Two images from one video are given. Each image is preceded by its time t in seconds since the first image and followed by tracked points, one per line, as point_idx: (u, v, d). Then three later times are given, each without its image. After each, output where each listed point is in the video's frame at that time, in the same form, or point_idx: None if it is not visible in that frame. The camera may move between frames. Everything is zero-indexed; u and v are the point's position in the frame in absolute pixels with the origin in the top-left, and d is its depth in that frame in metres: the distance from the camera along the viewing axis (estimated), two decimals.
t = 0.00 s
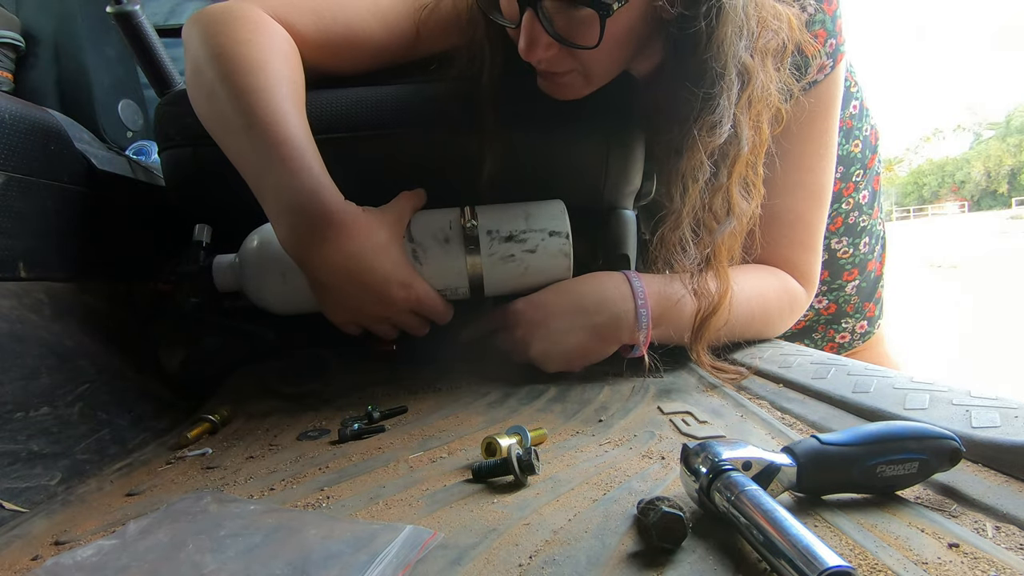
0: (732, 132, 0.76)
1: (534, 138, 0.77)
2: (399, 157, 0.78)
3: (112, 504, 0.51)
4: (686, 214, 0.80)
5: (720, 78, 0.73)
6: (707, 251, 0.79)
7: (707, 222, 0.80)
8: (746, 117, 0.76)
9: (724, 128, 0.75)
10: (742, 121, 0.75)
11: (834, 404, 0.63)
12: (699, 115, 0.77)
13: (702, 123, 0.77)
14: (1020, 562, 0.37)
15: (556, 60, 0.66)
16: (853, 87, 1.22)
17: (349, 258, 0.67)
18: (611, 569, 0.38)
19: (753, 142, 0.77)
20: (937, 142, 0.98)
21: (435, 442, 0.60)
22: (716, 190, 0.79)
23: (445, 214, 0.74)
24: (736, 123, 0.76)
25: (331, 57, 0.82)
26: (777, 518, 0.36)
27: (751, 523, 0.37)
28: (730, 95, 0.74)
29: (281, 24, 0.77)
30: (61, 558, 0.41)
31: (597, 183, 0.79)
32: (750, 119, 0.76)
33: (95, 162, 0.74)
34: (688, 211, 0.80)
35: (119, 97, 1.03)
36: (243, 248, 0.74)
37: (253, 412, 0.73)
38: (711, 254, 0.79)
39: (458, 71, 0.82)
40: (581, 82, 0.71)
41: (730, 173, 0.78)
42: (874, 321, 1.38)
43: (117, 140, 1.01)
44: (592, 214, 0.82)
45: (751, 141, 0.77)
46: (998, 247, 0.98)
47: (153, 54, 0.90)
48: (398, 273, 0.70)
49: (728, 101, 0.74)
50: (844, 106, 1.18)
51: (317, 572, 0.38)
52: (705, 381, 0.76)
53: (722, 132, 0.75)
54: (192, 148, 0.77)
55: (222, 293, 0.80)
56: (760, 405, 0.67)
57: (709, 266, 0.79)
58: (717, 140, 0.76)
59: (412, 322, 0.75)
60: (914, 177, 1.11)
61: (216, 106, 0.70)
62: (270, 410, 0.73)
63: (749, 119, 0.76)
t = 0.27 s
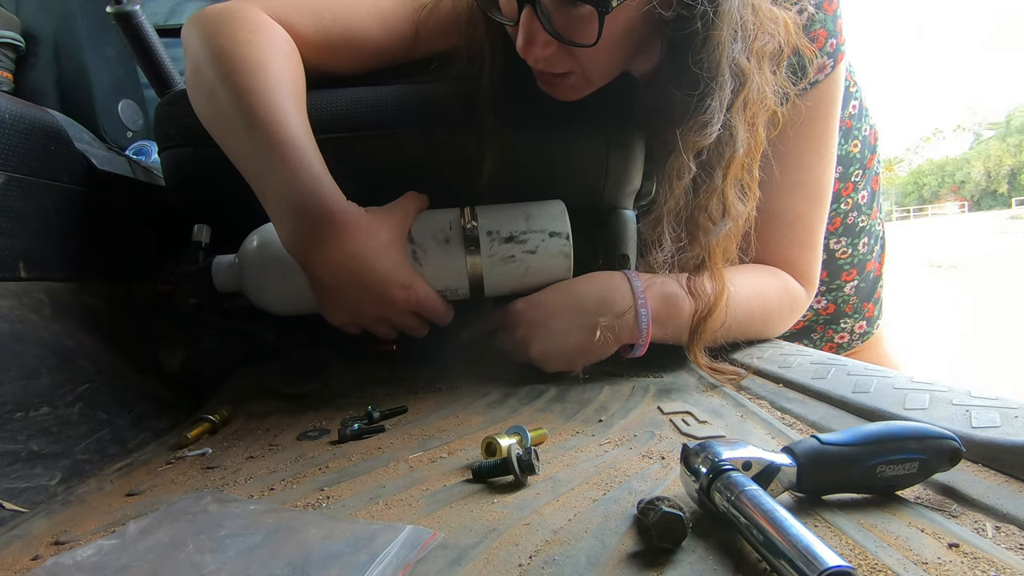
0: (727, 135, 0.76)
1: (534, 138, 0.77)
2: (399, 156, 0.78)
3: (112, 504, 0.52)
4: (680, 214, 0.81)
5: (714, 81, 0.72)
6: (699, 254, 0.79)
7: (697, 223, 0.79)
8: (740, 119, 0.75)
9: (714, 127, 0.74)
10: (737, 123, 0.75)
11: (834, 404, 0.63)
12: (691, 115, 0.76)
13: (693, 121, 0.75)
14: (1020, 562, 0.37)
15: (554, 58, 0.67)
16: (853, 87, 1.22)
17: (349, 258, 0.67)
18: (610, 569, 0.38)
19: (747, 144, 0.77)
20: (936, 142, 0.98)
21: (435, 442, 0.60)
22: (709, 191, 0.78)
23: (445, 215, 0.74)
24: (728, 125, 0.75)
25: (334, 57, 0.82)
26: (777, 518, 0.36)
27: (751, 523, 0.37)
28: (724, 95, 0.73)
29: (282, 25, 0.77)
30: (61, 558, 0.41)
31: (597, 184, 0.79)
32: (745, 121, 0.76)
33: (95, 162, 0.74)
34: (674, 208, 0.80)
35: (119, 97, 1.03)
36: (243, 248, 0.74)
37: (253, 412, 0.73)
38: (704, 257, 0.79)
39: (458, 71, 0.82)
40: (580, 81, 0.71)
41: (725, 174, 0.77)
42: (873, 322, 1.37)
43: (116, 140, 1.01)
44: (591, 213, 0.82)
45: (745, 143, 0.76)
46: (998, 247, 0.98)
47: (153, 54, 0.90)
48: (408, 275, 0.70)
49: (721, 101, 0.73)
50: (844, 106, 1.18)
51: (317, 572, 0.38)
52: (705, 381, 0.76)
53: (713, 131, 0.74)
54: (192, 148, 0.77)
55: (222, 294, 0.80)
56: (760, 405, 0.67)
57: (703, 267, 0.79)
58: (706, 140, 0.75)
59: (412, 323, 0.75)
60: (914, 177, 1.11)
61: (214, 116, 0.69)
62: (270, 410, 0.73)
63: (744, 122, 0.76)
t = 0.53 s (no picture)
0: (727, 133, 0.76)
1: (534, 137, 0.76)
2: (399, 156, 0.78)
3: (112, 504, 0.51)
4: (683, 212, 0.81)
5: (715, 79, 0.73)
6: (701, 252, 0.79)
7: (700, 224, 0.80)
8: (743, 117, 0.76)
9: (717, 125, 0.75)
10: (740, 120, 0.76)
11: (834, 404, 0.63)
12: (692, 114, 0.77)
13: (696, 120, 0.76)
14: (1020, 562, 0.37)
15: (558, 57, 0.66)
16: (853, 87, 1.22)
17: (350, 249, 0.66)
18: (610, 569, 0.38)
19: (748, 143, 0.77)
20: (937, 142, 0.98)
21: (435, 442, 0.60)
22: (710, 188, 0.79)
23: (446, 211, 0.74)
24: (730, 123, 0.76)
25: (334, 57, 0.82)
26: (777, 518, 0.36)
27: (751, 523, 0.37)
28: (726, 94, 0.74)
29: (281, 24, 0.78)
30: (61, 557, 0.41)
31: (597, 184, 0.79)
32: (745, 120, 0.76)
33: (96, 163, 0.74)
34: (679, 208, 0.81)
35: (119, 97, 1.03)
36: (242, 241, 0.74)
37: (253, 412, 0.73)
38: (705, 255, 0.79)
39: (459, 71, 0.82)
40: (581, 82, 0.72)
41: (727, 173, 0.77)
42: (873, 322, 1.38)
43: (117, 140, 1.01)
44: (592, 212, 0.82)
45: (747, 141, 0.77)
46: (998, 247, 0.98)
47: (153, 54, 0.90)
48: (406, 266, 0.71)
49: (723, 100, 0.74)
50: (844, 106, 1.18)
51: (317, 572, 0.38)
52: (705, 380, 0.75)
53: (716, 131, 0.75)
54: (193, 149, 0.77)
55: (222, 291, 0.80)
56: (760, 405, 0.67)
57: (703, 265, 0.79)
58: (710, 138, 0.75)
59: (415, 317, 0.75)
60: (914, 177, 1.11)
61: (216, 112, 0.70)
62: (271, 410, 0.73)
63: (744, 121, 0.76)
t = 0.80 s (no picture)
0: (737, 120, 0.73)
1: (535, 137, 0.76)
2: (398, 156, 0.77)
3: (112, 504, 0.51)
4: (686, 190, 0.78)
5: (727, 59, 0.69)
6: (708, 236, 0.77)
7: (705, 207, 0.76)
8: (750, 102, 0.73)
9: (724, 105, 0.72)
10: (747, 107, 0.73)
11: (834, 404, 0.63)
12: (701, 91, 0.74)
13: (702, 100, 0.73)
14: (1020, 562, 0.37)
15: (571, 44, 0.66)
16: (854, 87, 1.22)
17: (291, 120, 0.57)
18: (610, 569, 0.38)
19: (759, 127, 0.74)
20: (937, 142, 0.99)
21: (435, 442, 0.60)
22: (719, 173, 0.75)
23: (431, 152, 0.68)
24: (738, 106, 0.72)
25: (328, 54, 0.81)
26: (776, 518, 0.36)
27: (751, 523, 0.37)
28: (735, 75, 0.70)
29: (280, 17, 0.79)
30: (61, 557, 0.41)
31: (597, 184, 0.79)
32: (755, 104, 0.73)
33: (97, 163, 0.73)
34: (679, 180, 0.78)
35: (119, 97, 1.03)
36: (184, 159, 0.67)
37: (253, 411, 0.73)
38: (713, 241, 0.77)
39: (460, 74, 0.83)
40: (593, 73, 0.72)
41: (736, 157, 0.74)
42: (874, 321, 1.38)
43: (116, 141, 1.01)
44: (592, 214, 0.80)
45: (757, 125, 0.74)
46: (998, 248, 0.98)
47: (152, 53, 0.90)
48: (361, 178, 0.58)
49: (732, 80, 0.71)
50: (845, 106, 1.18)
51: (317, 572, 0.38)
52: (705, 380, 0.75)
53: (724, 109, 0.72)
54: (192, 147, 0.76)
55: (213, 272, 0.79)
56: (760, 405, 0.67)
57: (712, 251, 0.77)
58: (716, 117, 0.72)
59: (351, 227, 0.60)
60: (914, 177, 1.11)
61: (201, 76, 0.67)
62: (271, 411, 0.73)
63: (755, 105, 0.73)
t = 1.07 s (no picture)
0: (750, 108, 0.77)
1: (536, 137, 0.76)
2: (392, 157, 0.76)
3: (112, 505, 0.51)
4: (706, 174, 0.78)
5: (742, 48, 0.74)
6: (720, 217, 0.78)
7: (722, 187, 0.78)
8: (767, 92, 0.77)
9: (746, 90, 0.76)
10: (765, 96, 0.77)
11: (834, 404, 0.63)
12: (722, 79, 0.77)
13: (725, 85, 0.77)
14: (1020, 562, 0.37)
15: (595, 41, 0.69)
16: (855, 87, 1.22)
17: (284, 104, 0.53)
18: (610, 568, 0.38)
19: (773, 114, 0.78)
20: (937, 142, 0.99)
21: (435, 442, 0.60)
22: (732, 160, 0.77)
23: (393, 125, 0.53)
24: (756, 94, 0.77)
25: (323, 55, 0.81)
26: (777, 518, 0.36)
27: (751, 523, 0.37)
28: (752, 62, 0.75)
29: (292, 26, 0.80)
30: (61, 557, 0.41)
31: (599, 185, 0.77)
32: (769, 93, 0.77)
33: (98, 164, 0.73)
34: (699, 166, 0.77)
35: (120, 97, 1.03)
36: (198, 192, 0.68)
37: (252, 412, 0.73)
38: (725, 221, 0.78)
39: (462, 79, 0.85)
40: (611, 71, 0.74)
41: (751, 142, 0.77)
42: (876, 321, 1.38)
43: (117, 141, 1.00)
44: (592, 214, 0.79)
45: (770, 113, 0.77)
46: (999, 247, 0.98)
47: (153, 53, 0.90)
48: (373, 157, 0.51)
49: (751, 64, 0.75)
50: (846, 106, 1.18)
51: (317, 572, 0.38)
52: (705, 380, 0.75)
53: (746, 92, 0.75)
54: (192, 148, 0.76)
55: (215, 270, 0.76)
56: (760, 405, 0.67)
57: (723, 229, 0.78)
58: (738, 102, 0.76)
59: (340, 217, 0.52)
60: (914, 177, 1.11)
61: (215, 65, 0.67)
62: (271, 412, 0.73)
63: (770, 94, 0.78)
